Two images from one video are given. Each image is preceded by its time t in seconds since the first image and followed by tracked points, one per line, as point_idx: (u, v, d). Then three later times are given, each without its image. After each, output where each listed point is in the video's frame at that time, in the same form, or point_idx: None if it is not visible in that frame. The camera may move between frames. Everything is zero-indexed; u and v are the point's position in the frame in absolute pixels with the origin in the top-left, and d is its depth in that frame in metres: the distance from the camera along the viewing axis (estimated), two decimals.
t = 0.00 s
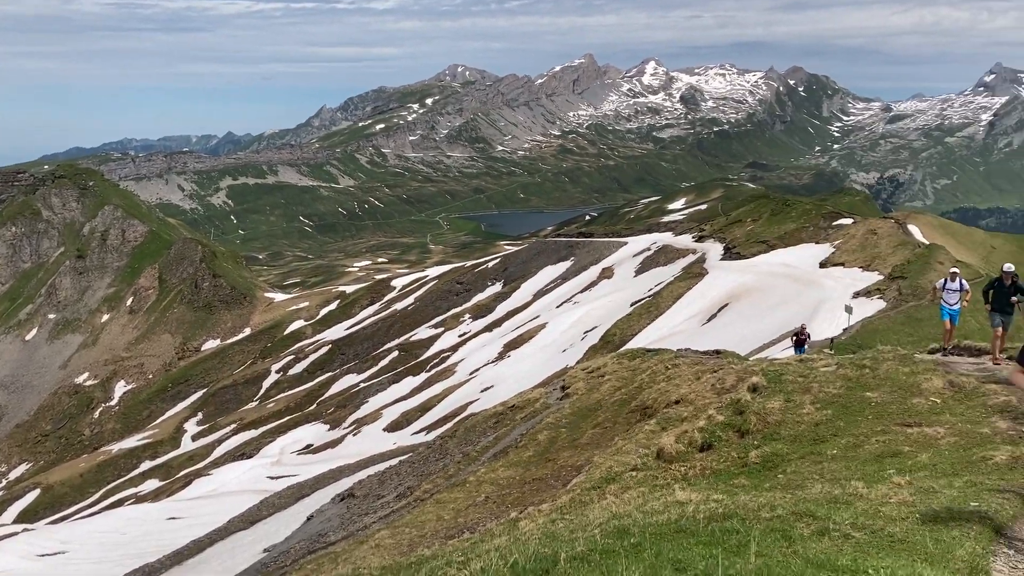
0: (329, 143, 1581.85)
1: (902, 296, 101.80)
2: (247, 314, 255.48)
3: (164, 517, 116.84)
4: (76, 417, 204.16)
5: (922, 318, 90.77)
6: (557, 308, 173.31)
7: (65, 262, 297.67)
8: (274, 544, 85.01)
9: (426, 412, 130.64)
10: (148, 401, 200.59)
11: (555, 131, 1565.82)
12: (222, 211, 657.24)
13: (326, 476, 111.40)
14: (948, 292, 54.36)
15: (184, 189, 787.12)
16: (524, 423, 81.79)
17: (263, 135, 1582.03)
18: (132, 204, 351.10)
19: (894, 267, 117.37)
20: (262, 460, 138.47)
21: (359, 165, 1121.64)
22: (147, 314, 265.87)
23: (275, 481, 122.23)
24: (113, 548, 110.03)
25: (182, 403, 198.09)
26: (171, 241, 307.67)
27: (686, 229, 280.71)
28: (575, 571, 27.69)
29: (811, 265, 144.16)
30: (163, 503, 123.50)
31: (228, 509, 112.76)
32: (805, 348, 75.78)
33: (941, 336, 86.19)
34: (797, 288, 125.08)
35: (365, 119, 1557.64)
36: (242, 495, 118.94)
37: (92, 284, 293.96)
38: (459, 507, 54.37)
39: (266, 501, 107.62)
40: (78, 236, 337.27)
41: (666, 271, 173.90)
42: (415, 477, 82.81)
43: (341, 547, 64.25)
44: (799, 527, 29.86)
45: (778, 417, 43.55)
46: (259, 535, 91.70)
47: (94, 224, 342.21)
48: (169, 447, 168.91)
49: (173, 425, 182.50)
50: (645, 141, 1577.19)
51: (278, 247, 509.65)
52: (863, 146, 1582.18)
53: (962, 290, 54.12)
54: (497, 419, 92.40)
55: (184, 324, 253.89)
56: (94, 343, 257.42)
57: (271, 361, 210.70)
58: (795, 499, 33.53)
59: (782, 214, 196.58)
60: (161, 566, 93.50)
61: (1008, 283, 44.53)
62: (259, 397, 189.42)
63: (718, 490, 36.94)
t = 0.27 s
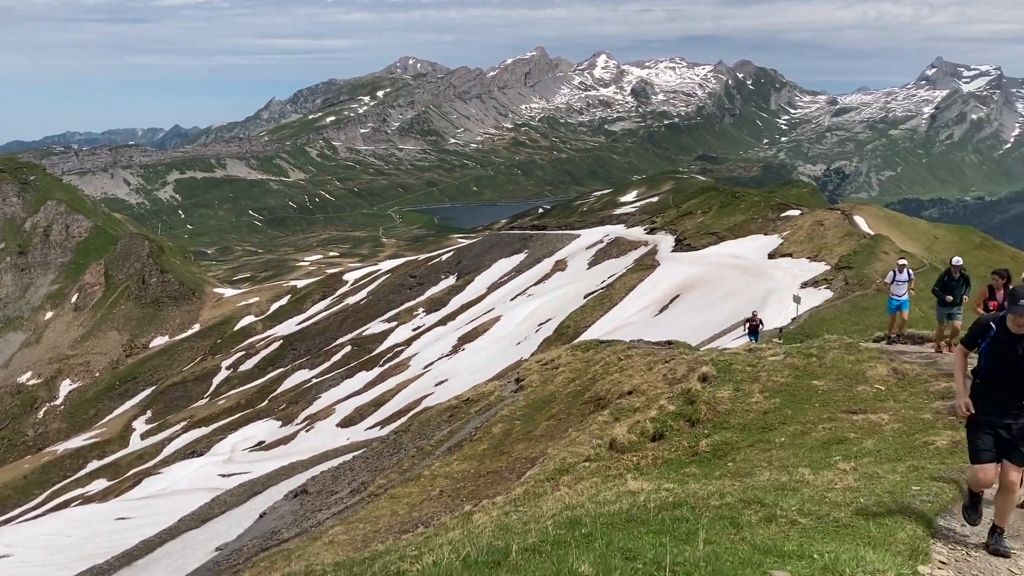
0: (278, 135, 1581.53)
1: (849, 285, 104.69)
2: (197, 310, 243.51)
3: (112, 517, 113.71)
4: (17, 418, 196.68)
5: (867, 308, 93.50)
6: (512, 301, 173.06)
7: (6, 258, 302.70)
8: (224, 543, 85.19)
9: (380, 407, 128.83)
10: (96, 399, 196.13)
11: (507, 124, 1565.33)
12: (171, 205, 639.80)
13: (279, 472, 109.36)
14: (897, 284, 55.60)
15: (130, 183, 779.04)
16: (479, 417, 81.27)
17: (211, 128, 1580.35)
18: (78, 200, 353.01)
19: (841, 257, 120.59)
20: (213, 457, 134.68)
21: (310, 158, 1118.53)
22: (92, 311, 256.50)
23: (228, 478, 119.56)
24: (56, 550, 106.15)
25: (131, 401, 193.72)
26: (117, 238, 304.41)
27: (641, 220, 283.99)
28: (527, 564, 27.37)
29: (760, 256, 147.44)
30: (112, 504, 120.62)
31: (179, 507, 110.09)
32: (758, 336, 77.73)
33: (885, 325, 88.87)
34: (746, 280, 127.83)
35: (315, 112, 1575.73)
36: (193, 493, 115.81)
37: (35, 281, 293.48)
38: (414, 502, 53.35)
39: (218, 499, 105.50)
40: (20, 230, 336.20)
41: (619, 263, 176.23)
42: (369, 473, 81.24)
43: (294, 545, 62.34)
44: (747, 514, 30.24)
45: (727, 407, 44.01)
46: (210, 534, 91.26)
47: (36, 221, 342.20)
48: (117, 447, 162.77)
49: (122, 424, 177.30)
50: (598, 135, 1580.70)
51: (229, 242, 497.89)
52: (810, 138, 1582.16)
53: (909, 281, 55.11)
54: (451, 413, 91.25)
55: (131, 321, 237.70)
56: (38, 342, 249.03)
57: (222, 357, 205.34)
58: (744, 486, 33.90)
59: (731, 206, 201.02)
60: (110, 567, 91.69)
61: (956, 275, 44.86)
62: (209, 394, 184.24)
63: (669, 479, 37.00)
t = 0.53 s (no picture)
0: (227, 127, 1577.09)
1: (799, 275, 107.15)
2: (145, 306, 252.47)
3: (60, 519, 109.31)
4: None
5: (817, 297, 95.80)
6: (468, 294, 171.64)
7: None
8: (180, 541, 83.36)
9: (335, 402, 128.24)
10: (43, 398, 192.84)
11: (461, 116, 1580.99)
12: (116, 203, 631.91)
13: (233, 468, 107.43)
14: (852, 273, 57.02)
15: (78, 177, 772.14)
16: (435, 409, 80.31)
17: (159, 121, 1580.56)
18: (23, 196, 364.07)
19: (791, 247, 123.28)
20: (165, 454, 129.67)
21: (261, 152, 1131.29)
22: (38, 309, 258.52)
23: (181, 476, 115.23)
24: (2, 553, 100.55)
25: (79, 399, 189.95)
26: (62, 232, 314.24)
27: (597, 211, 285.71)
28: (481, 555, 28.23)
29: (714, 247, 149.90)
30: (60, 505, 116.52)
31: (131, 506, 106.17)
32: (713, 327, 77.83)
33: (833, 314, 91.14)
34: (699, 271, 130.48)
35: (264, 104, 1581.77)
36: (143, 492, 111.85)
37: None
38: (370, 496, 52.31)
39: (171, 497, 103.02)
40: None
41: (574, 255, 178.12)
42: (325, 468, 81.14)
43: (248, 543, 61.21)
44: (698, 501, 30.89)
45: (680, 395, 44.45)
46: (164, 531, 88.82)
47: None
48: (65, 445, 157.34)
49: (70, 423, 172.23)
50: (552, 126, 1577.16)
51: (178, 236, 485.25)
52: (760, 129, 1581.24)
53: (864, 271, 56.68)
54: (406, 406, 90.55)
55: (79, 318, 244.46)
56: None
57: (172, 354, 201.11)
58: (696, 473, 34.32)
59: (684, 197, 204.37)
60: (58, 568, 87.77)
61: (911, 266, 47.26)
62: (161, 391, 178.39)
63: (623, 468, 37.12)
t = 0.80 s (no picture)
0: (178, 121, 1582.01)
1: (751, 265, 109.54)
2: (95, 302, 248.57)
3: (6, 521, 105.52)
4: None
5: (768, 285, 97.79)
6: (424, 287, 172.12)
7: None
8: (131, 540, 81.45)
9: (290, 397, 125.02)
10: None
11: (416, 108, 1580.07)
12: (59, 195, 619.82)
13: (186, 466, 105.34)
14: (806, 258, 58.25)
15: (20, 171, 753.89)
16: (391, 403, 80.06)
17: (106, 113, 1581.06)
18: None
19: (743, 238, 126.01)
20: (116, 451, 126.36)
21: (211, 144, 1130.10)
22: None
23: (132, 474, 111.59)
24: None
25: (25, 398, 184.57)
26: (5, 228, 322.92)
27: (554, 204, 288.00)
28: (435, 550, 28.92)
29: (667, 238, 153.04)
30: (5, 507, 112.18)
31: (80, 506, 103.09)
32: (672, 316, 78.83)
33: (784, 302, 93.00)
34: (654, 262, 132.76)
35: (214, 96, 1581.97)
36: (93, 490, 108.58)
37: None
38: (325, 491, 51.55)
39: (122, 495, 100.41)
40: None
41: (530, 246, 180.15)
42: (279, 463, 80.59)
43: (201, 539, 60.58)
44: (650, 489, 31.47)
45: (634, 384, 44.93)
46: (114, 531, 86.76)
47: None
48: (10, 446, 154.01)
49: (14, 423, 168.10)
50: (507, 117, 1581.07)
51: (126, 230, 475.41)
52: (711, 121, 1582.83)
53: (817, 256, 57.93)
54: (362, 400, 90.21)
55: (24, 315, 240.99)
56: None
57: (123, 350, 197.04)
58: (648, 460, 34.79)
59: (638, 188, 207.87)
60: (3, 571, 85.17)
61: (865, 253, 48.65)
62: (111, 388, 174.33)
63: (577, 458, 37.34)
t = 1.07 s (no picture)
0: (127, 110, 1573.65)
1: (706, 253, 112.48)
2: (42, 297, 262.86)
3: None
4: None
5: (723, 274, 99.59)
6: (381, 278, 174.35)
7: None
8: (83, 537, 80.30)
9: (244, 392, 125.54)
10: None
11: (370, 96, 1581.87)
12: (5, 185, 614.68)
13: (137, 462, 103.72)
14: (766, 249, 59.00)
15: None
16: (348, 396, 80.39)
17: (51, 103, 1581.63)
18: None
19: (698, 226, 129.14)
20: (64, 450, 125.29)
21: (162, 135, 1132.69)
22: None
23: (83, 471, 110.49)
24: None
25: None
26: None
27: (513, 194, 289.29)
28: (390, 541, 29.46)
29: (623, 228, 156.47)
30: None
31: (30, 504, 101.30)
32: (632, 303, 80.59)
33: (738, 291, 94.69)
34: (612, 253, 135.41)
35: (165, 86, 1574.38)
36: (43, 489, 106.77)
37: None
38: (281, 484, 51.21)
39: (74, 492, 99.07)
40: None
41: (487, 237, 181.70)
42: (235, 458, 81.11)
43: (154, 536, 60.84)
44: (605, 474, 31.88)
45: (590, 372, 45.38)
46: (62, 530, 85.55)
47: None
48: None
49: None
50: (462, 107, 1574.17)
51: (75, 223, 469.14)
52: (666, 112, 1581.90)
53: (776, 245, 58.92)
54: (319, 393, 90.37)
55: None
56: None
57: (73, 346, 199.75)
58: (603, 447, 35.14)
59: (595, 178, 212.61)
60: None
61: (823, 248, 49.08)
62: (60, 384, 178.13)
63: (534, 446, 37.45)
